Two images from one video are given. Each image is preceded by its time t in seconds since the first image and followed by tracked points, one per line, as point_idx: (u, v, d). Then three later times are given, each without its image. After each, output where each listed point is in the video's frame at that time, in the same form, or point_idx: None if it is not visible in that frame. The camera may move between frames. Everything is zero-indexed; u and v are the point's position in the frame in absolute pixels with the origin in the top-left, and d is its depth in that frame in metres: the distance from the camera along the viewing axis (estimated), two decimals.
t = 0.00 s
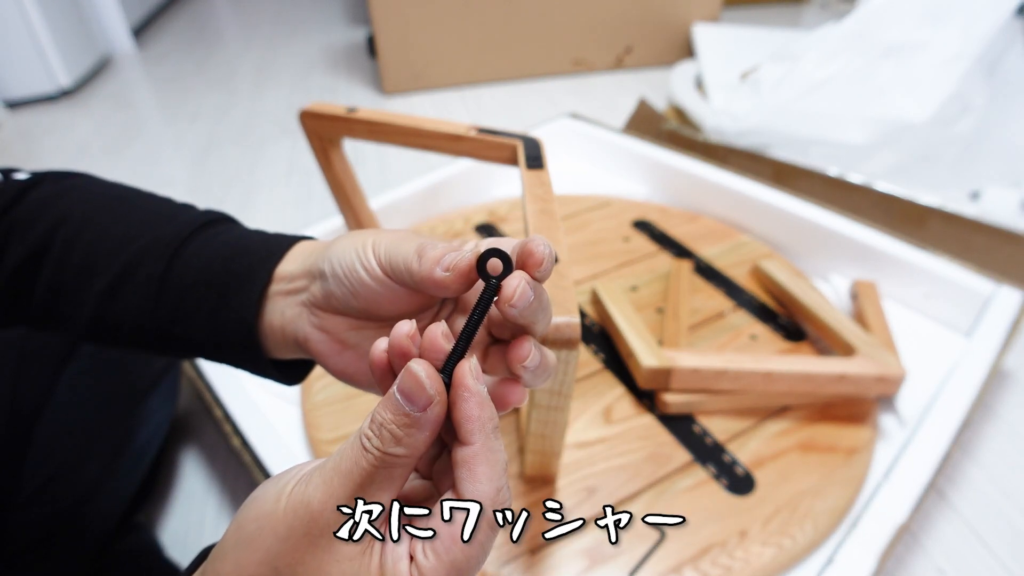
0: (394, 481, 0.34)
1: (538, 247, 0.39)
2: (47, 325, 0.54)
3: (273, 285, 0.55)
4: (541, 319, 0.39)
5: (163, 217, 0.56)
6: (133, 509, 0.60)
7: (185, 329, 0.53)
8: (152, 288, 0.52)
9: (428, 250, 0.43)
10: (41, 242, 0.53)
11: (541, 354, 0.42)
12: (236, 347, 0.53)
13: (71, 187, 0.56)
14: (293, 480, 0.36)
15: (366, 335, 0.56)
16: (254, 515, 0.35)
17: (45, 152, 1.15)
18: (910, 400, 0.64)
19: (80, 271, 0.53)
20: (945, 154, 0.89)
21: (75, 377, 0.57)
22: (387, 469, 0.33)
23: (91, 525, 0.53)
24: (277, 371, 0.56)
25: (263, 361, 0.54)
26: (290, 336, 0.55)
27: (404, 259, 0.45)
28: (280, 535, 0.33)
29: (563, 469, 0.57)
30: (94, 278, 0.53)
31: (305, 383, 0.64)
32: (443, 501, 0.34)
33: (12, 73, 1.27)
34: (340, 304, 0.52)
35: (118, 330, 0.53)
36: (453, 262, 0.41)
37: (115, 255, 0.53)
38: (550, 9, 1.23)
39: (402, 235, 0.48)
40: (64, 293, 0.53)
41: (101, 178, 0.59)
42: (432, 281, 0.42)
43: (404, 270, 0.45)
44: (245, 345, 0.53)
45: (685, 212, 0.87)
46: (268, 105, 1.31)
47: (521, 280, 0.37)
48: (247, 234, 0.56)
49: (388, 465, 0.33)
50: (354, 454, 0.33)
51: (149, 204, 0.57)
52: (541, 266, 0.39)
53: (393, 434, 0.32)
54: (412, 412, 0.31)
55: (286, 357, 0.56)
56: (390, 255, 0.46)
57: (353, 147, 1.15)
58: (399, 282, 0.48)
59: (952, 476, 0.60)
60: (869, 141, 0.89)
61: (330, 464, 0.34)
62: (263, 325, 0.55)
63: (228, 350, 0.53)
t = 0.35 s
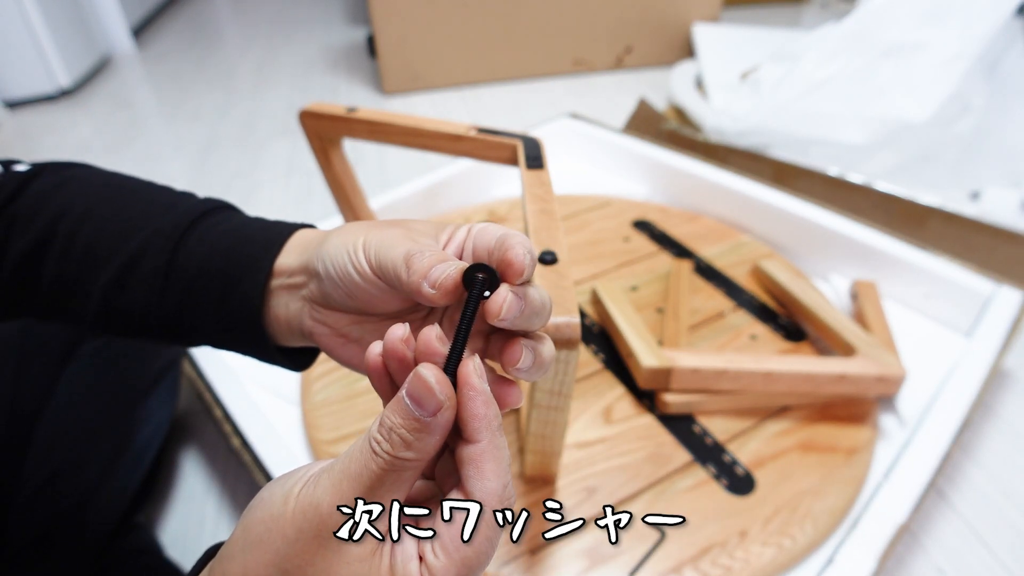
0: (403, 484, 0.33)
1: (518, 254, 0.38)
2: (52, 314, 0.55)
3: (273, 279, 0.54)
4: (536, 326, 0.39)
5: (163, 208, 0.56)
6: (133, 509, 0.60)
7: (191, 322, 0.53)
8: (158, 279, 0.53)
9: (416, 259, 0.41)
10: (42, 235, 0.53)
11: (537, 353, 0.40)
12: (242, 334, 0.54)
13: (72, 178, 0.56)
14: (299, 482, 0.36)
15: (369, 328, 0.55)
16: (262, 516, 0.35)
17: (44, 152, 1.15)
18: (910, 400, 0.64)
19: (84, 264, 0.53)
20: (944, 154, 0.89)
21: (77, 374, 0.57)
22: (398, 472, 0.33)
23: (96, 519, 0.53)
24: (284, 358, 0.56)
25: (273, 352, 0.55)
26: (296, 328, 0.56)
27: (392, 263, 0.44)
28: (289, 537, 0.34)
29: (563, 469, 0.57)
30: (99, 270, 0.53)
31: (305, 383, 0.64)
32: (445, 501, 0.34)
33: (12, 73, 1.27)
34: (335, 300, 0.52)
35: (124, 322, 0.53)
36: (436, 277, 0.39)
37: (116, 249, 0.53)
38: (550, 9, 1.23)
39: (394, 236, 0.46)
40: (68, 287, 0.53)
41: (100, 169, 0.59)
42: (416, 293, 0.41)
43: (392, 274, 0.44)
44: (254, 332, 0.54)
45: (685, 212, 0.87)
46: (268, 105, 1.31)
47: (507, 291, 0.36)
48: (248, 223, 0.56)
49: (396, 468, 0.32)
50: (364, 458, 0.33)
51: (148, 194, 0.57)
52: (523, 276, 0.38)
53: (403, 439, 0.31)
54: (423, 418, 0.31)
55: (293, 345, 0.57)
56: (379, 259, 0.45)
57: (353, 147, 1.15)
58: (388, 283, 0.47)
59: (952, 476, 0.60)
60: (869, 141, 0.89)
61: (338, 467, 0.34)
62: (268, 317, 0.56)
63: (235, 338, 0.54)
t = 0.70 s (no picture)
0: (396, 482, 0.33)
1: (505, 262, 0.38)
2: (55, 308, 0.55)
3: (275, 271, 0.54)
4: (532, 328, 0.40)
5: (164, 198, 0.56)
6: (133, 509, 0.60)
7: (198, 310, 0.54)
8: (162, 269, 0.53)
9: (413, 263, 0.41)
10: (44, 228, 0.53)
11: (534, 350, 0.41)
12: (248, 321, 0.54)
13: (72, 170, 0.56)
14: (299, 479, 0.36)
15: (372, 318, 0.56)
16: (260, 511, 0.35)
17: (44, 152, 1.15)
18: (910, 400, 0.64)
19: (87, 256, 0.53)
20: (944, 154, 0.89)
21: (79, 372, 0.56)
22: (391, 469, 0.33)
23: (98, 515, 0.54)
24: (291, 344, 0.57)
25: (279, 336, 0.55)
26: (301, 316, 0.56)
27: (389, 265, 0.43)
28: (283, 531, 0.34)
29: (563, 469, 0.57)
30: (102, 261, 0.53)
31: (305, 384, 0.64)
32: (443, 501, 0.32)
33: (12, 73, 1.27)
34: (335, 295, 0.52)
35: (132, 312, 0.54)
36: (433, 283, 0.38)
37: (119, 240, 0.53)
38: (550, 9, 1.23)
39: (388, 235, 0.45)
40: (69, 281, 0.53)
41: (100, 160, 0.59)
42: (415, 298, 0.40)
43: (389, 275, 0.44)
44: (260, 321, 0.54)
45: (685, 211, 0.87)
46: (268, 105, 1.31)
47: (496, 301, 0.38)
48: (247, 211, 0.56)
49: (389, 466, 0.32)
50: (358, 454, 0.33)
51: (148, 184, 0.57)
52: (509, 283, 0.38)
53: (397, 435, 0.31)
54: (415, 414, 0.31)
55: (301, 329, 0.57)
56: (376, 259, 0.45)
57: (353, 147, 1.15)
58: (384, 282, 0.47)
59: (952, 475, 0.60)
60: (869, 141, 0.89)
61: (335, 464, 0.34)
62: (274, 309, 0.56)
63: (242, 326, 0.54)
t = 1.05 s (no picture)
0: (393, 467, 0.33)
1: (490, 302, 0.38)
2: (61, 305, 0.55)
3: (283, 264, 0.53)
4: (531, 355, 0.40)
5: (167, 190, 0.55)
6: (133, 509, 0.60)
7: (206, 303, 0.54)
8: (169, 262, 0.53)
9: (409, 285, 0.41)
10: (47, 225, 0.53)
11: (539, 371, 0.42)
12: (259, 310, 0.54)
13: (74, 164, 0.56)
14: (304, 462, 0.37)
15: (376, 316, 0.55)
16: (264, 492, 0.36)
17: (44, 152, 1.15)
18: (910, 400, 0.64)
19: (93, 251, 0.53)
20: (945, 154, 0.89)
21: (80, 371, 0.56)
22: (387, 452, 0.33)
23: (99, 514, 0.54)
24: (301, 330, 0.57)
25: (289, 325, 0.56)
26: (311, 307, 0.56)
27: (388, 279, 0.44)
28: (279, 509, 0.34)
29: (563, 469, 0.57)
30: (110, 255, 0.53)
31: (305, 384, 0.64)
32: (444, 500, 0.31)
33: (12, 73, 1.27)
34: (337, 295, 0.52)
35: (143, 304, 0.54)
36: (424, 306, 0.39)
37: (126, 235, 0.53)
38: (551, 9, 1.23)
39: (389, 247, 0.45)
40: (76, 278, 0.53)
41: (101, 153, 0.59)
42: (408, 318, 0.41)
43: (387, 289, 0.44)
44: (272, 308, 0.54)
45: (685, 211, 0.87)
46: (269, 105, 1.31)
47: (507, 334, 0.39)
48: (251, 202, 0.55)
49: (388, 448, 0.33)
50: (359, 435, 0.33)
51: (151, 177, 0.56)
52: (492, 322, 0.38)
53: (394, 416, 0.32)
54: (412, 397, 0.32)
55: (311, 317, 0.57)
56: (376, 271, 0.45)
57: (353, 147, 1.15)
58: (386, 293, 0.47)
59: (952, 475, 0.60)
60: (869, 141, 0.89)
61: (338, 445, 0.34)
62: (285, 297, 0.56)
63: (255, 314, 0.55)
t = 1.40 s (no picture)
0: (393, 453, 0.33)
1: (476, 309, 0.37)
2: (57, 305, 0.55)
3: (278, 267, 0.54)
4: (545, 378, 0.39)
5: (166, 195, 0.56)
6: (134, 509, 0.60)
7: (199, 308, 0.54)
8: (164, 266, 0.53)
9: (400, 277, 0.40)
10: (45, 226, 0.53)
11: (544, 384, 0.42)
12: (250, 318, 0.54)
13: (75, 168, 0.56)
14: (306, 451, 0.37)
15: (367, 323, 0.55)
16: (265, 483, 0.36)
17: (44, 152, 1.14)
18: (910, 400, 0.64)
19: (89, 253, 0.53)
20: (945, 153, 0.89)
21: (80, 371, 0.56)
22: (388, 437, 0.33)
23: (99, 515, 0.54)
24: (291, 340, 0.57)
25: (276, 331, 0.55)
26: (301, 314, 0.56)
27: (378, 274, 0.43)
28: (280, 495, 0.34)
29: (563, 469, 0.57)
30: (105, 258, 0.53)
31: (305, 384, 0.64)
32: (444, 500, 0.31)
33: (12, 73, 1.27)
34: (332, 296, 0.52)
35: (136, 308, 0.54)
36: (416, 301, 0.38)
37: (123, 239, 0.53)
38: (551, 9, 1.23)
39: (383, 245, 0.45)
40: (72, 279, 0.53)
41: (102, 158, 0.59)
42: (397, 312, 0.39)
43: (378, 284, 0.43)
44: (262, 317, 0.54)
45: (685, 212, 0.87)
46: (269, 105, 1.31)
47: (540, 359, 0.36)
48: (249, 209, 0.56)
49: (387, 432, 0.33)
50: (359, 421, 0.33)
51: (150, 182, 0.56)
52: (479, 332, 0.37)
53: (397, 399, 0.32)
54: (417, 381, 0.32)
55: (302, 327, 0.57)
56: (367, 267, 0.44)
57: (353, 147, 1.15)
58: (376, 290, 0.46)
59: (952, 475, 0.60)
60: (869, 141, 0.89)
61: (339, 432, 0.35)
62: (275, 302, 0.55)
63: (247, 322, 0.54)
